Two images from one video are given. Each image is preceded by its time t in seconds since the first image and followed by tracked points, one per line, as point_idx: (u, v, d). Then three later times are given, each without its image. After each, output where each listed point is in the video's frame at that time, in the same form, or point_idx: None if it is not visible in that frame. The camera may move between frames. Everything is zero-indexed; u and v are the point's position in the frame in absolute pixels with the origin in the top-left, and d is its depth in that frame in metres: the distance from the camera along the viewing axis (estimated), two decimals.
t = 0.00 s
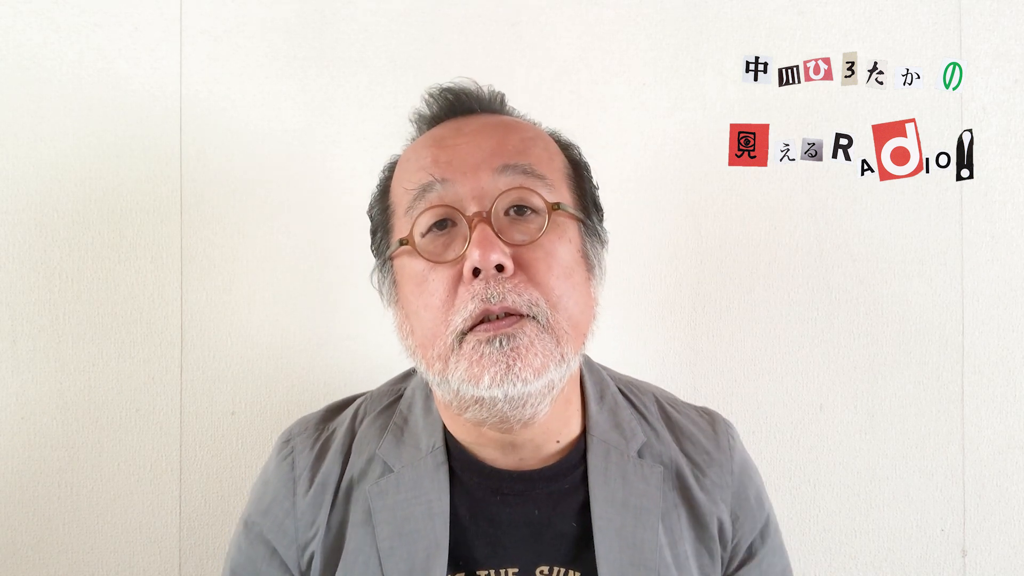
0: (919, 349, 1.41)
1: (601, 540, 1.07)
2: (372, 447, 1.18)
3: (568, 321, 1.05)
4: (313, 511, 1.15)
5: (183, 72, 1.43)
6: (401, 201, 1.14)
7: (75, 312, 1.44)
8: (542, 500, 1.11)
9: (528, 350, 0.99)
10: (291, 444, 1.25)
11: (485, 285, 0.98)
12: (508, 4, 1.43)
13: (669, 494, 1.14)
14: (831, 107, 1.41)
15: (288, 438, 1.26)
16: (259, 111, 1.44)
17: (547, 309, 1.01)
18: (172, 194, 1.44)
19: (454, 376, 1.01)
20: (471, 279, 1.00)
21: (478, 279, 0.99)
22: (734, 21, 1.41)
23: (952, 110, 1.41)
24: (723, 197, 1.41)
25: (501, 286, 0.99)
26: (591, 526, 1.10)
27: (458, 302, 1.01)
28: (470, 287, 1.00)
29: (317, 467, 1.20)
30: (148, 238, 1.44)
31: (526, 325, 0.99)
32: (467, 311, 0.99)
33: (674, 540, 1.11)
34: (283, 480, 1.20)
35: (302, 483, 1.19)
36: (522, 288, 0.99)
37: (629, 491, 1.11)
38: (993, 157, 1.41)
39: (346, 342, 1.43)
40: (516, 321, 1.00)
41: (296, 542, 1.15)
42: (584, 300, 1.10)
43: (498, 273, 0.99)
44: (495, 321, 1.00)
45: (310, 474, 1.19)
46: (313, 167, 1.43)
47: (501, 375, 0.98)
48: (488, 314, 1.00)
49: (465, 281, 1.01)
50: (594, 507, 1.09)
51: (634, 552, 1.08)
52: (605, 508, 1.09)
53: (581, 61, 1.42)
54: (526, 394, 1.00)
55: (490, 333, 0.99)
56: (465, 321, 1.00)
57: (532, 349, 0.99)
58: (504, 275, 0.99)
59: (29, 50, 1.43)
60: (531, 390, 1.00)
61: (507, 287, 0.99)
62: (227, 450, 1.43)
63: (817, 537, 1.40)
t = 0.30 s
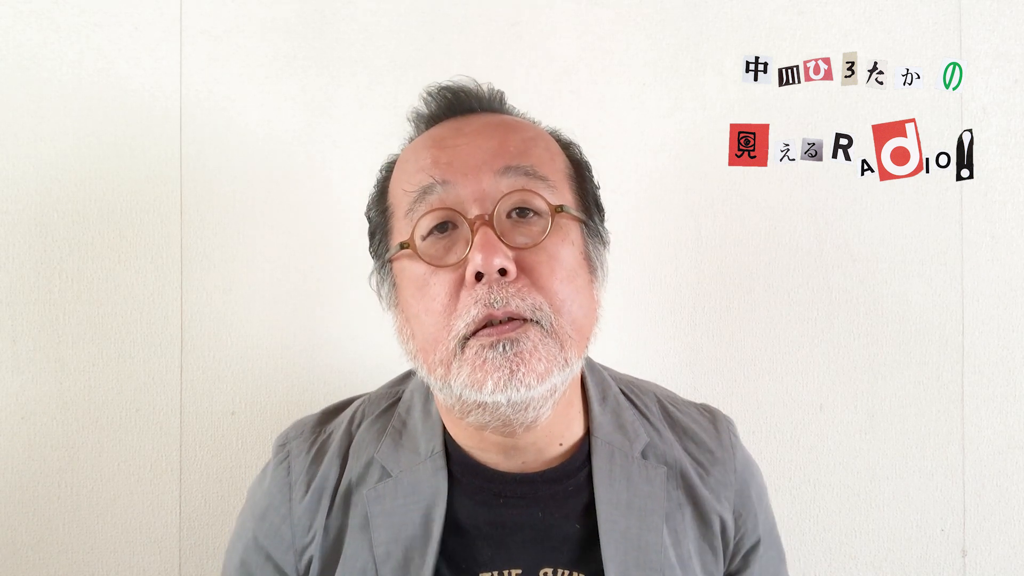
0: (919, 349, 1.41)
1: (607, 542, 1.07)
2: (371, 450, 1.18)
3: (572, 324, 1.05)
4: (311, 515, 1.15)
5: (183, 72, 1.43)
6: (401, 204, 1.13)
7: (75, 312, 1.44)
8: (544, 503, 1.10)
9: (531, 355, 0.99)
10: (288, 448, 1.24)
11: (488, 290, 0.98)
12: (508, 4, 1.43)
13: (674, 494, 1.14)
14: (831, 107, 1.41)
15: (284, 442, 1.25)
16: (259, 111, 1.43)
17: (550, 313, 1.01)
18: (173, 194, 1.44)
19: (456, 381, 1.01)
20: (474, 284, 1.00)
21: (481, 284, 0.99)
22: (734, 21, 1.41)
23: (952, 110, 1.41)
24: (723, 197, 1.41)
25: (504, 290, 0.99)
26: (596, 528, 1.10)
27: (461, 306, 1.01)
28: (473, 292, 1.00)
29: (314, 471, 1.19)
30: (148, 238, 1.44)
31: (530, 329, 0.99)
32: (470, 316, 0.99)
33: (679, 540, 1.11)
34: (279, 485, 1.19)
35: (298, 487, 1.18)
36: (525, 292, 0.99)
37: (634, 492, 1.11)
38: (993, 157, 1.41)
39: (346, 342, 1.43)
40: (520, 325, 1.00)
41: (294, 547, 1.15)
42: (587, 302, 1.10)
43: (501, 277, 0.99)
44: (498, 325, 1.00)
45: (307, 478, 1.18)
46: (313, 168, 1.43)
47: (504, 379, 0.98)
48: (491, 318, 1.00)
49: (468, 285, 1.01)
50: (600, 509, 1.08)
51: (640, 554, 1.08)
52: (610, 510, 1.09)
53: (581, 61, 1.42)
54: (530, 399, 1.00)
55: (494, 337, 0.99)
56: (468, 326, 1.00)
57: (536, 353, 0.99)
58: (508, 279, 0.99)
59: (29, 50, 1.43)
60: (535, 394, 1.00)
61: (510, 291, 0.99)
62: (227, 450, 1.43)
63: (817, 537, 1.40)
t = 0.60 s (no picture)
0: (919, 349, 1.41)
1: (605, 546, 1.07)
2: (372, 452, 1.17)
3: (575, 327, 1.05)
4: (313, 517, 1.15)
5: (183, 72, 1.43)
6: (402, 205, 1.13)
7: (75, 312, 1.44)
8: (546, 506, 1.10)
9: (534, 357, 0.99)
10: (289, 450, 1.23)
11: (491, 292, 0.98)
12: (508, 4, 1.43)
13: (673, 497, 1.14)
14: (831, 107, 1.41)
15: (284, 445, 1.24)
16: (259, 111, 1.43)
17: (553, 315, 1.01)
18: (173, 194, 1.44)
19: (458, 384, 1.01)
20: (476, 286, 1.00)
21: (484, 286, 0.99)
22: (734, 21, 1.41)
23: (952, 110, 1.41)
24: (723, 197, 1.41)
25: (507, 293, 0.98)
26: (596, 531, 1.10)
27: (463, 309, 1.01)
28: (476, 294, 1.00)
29: (316, 473, 1.18)
30: (149, 238, 1.44)
31: (532, 333, 0.99)
32: (473, 319, 0.99)
33: (679, 543, 1.11)
34: (280, 487, 1.18)
35: (300, 489, 1.17)
36: (528, 294, 0.99)
37: (633, 495, 1.11)
38: (993, 157, 1.41)
39: (346, 342, 1.43)
40: (523, 328, 1.00)
41: (296, 549, 1.15)
42: (590, 304, 1.09)
43: (504, 279, 0.99)
44: (501, 328, 1.00)
45: (309, 481, 1.18)
46: (313, 168, 1.44)
47: (506, 382, 0.98)
48: (493, 321, 1.00)
49: (470, 288, 1.01)
50: (598, 512, 1.08)
51: (639, 557, 1.08)
52: (609, 513, 1.09)
53: (581, 61, 1.42)
54: (532, 402, 1.00)
55: (496, 340, 0.99)
56: (471, 329, 1.00)
57: (539, 356, 0.99)
58: (510, 281, 0.99)
59: (29, 50, 1.43)
60: (537, 397, 1.00)
61: (513, 294, 0.99)
62: (228, 450, 1.43)
63: (817, 537, 1.40)
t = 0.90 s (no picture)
0: (918, 349, 1.41)
1: (602, 547, 1.07)
2: (371, 453, 1.17)
3: (572, 329, 1.04)
4: (313, 518, 1.15)
5: (183, 72, 1.43)
6: (400, 207, 1.13)
7: (75, 312, 1.44)
8: (545, 506, 1.10)
9: (531, 360, 0.99)
10: (289, 451, 1.23)
11: (488, 295, 0.98)
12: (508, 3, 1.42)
13: (670, 498, 1.14)
14: (831, 107, 1.41)
15: (284, 445, 1.24)
16: (259, 111, 1.43)
17: (550, 318, 1.01)
18: (173, 194, 1.44)
19: (456, 385, 1.01)
20: (473, 289, 1.00)
21: (481, 289, 0.99)
22: (734, 21, 1.41)
23: (952, 110, 1.41)
24: (723, 197, 1.41)
25: (504, 295, 0.98)
26: (592, 531, 1.10)
27: (460, 312, 1.01)
28: (473, 297, 1.00)
29: (316, 473, 1.18)
30: (149, 238, 1.44)
31: (530, 335, 0.99)
32: (470, 322, 0.99)
33: (676, 545, 1.11)
34: (280, 488, 1.18)
35: (301, 490, 1.17)
36: (525, 297, 0.99)
37: (630, 496, 1.11)
38: (993, 157, 1.41)
39: (346, 342, 1.43)
40: (520, 331, 1.00)
41: (297, 550, 1.15)
42: (588, 306, 1.09)
43: (501, 282, 0.99)
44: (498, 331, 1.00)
45: (309, 481, 1.18)
46: (312, 168, 1.44)
47: (503, 385, 0.98)
48: (490, 324, 1.00)
49: (468, 291, 1.00)
50: (595, 513, 1.09)
51: (634, 558, 1.08)
52: (606, 515, 1.09)
53: (581, 61, 1.42)
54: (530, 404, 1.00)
55: (493, 343, 0.98)
56: (468, 331, 1.00)
57: (536, 359, 0.99)
58: (508, 284, 0.99)
59: (29, 50, 1.43)
60: (535, 399, 1.00)
61: (510, 298, 0.98)
62: (228, 450, 1.43)
63: (816, 537, 1.40)
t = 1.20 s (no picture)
0: (918, 349, 1.41)
1: (598, 548, 1.07)
2: (369, 455, 1.18)
3: (567, 335, 1.04)
4: (312, 519, 1.15)
5: (183, 72, 1.43)
6: (393, 214, 1.13)
7: (75, 312, 1.44)
8: (543, 508, 1.10)
9: (526, 369, 0.98)
10: (287, 451, 1.23)
11: (482, 304, 0.98)
12: (508, 3, 1.42)
13: (667, 499, 1.14)
14: (831, 107, 1.41)
15: (283, 445, 1.24)
16: (259, 111, 1.43)
17: (545, 326, 1.00)
18: (173, 194, 1.44)
19: (452, 395, 1.01)
20: (468, 298, 0.99)
21: (475, 298, 0.99)
22: (734, 21, 1.41)
23: (952, 110, 1.41)
24: (723, 198, 1.41)
25: (498, 304, 0.98)
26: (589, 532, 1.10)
27: (455, 320, 1.00)
28: (467, 306, 0.99)
29: (315, 474, 1.19)
30: (149, 238, 1.44)
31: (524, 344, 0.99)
32: (464, 331, 0.99)
33: (673, 546, 1.11)
34: (279, 488, 1.18)
35: (299, 490, 1.17)
36: (520, 305, 0.99)
37: (626, 497, 1.11)
38: (993, 158, 1.41)
39: (346, 342, 1.43)
40: (515, 340, 0.99)
41: (294, 551, 1.15)
42: (582, 311, 1.09)
43: (495, 291, 0.98)
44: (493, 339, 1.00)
45: (308, 482, 1.18)
46: (312, 168, 1.44)
47: (498, 393, 0.98)
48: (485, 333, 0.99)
49: (462, 299, 1.00)
50: (592, 515, 1.09)
51: (631, 559, 1.08)
52: (603, 516, 1.09)
53: (581, 61, 1.42)
54: (526, 414, 1.00)
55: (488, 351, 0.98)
56: (463, 340, 1.00)
57: (531, 367, 0.98)
58: (502, 292, 0.99)
59: (29, 50, 1.43)
60: (530, 408, 0.99)
61: (504, 306, 0.98)
62: (228, 450, 1.43)
63: (816, 537, 1.40)
